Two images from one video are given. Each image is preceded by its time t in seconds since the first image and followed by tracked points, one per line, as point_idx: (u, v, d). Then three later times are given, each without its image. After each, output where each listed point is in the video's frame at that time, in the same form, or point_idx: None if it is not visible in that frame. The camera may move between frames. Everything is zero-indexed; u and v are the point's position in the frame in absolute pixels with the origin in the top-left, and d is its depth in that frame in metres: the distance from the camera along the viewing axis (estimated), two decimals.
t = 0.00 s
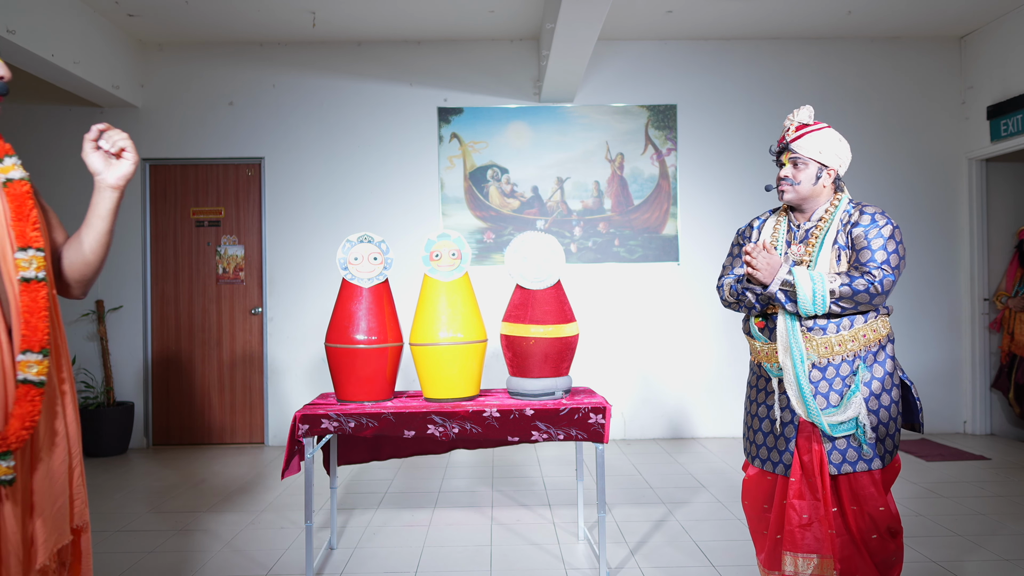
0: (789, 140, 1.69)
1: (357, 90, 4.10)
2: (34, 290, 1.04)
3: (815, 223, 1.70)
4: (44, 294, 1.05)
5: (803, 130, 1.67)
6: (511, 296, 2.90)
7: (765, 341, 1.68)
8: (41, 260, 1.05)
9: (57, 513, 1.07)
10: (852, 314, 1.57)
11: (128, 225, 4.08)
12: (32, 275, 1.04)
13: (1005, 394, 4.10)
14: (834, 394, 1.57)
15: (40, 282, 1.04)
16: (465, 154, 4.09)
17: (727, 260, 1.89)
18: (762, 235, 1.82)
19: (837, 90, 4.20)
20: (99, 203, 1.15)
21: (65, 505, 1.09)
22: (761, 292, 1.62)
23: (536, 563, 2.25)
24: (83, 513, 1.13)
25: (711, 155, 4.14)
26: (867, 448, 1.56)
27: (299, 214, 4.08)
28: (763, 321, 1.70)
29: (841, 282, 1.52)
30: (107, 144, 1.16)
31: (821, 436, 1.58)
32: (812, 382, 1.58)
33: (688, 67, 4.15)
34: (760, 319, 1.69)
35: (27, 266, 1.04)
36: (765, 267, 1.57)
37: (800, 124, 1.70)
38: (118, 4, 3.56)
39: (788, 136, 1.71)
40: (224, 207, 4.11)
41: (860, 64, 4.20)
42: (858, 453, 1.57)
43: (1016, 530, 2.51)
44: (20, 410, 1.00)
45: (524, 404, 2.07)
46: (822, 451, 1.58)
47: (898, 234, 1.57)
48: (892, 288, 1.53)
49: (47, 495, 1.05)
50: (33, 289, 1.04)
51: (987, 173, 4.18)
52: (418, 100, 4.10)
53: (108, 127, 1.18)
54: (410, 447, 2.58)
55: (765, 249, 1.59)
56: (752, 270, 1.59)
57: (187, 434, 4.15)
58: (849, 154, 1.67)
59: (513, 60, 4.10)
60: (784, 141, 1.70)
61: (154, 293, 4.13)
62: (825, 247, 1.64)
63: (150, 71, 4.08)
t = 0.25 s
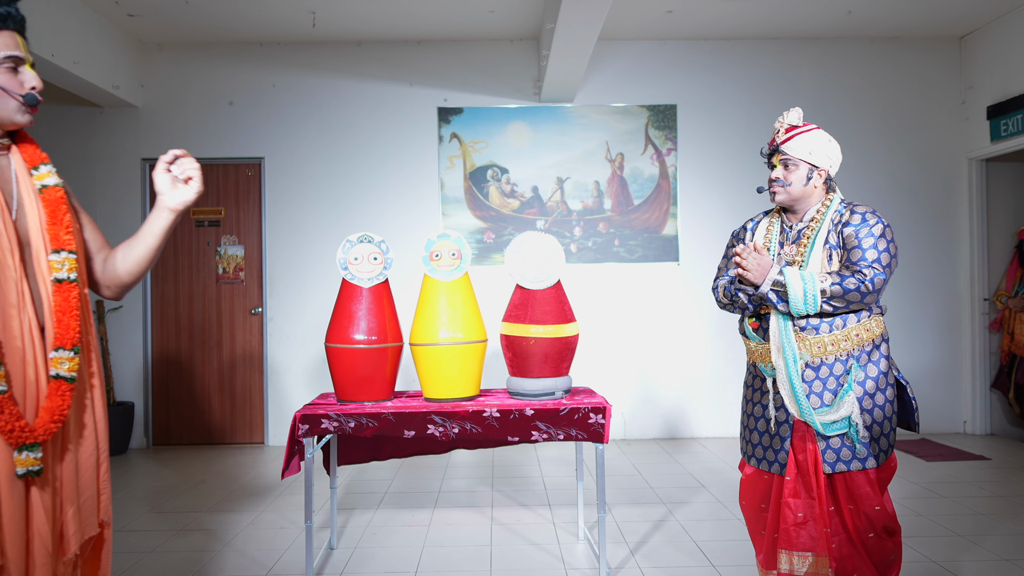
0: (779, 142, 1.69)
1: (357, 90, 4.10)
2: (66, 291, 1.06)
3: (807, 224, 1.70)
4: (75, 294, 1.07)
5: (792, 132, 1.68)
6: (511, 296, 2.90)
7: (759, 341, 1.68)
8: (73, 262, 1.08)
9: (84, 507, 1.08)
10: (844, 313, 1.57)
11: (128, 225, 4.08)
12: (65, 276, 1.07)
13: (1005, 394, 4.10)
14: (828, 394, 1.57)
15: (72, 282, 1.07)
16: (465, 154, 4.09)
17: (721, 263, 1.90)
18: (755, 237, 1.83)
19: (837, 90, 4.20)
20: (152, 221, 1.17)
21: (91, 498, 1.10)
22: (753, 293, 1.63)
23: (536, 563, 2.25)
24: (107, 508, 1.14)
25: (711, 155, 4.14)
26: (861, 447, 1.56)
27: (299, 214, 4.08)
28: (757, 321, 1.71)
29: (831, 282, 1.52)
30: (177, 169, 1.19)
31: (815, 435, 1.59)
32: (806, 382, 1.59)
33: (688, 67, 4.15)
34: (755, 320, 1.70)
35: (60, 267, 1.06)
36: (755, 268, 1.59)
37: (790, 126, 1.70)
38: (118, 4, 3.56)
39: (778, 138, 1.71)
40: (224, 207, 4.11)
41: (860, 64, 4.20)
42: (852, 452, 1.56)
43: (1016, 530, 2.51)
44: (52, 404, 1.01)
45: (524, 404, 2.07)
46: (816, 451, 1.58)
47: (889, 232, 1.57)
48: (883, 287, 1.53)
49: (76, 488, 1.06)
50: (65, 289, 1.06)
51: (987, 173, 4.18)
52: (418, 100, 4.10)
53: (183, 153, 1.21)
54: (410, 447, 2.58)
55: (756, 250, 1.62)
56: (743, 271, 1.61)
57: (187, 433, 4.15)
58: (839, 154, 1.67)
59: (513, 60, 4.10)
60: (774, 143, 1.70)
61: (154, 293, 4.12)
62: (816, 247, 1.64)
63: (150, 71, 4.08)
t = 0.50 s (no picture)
0: (774, 143, 1.70)
1: (357, 90, 4.10)
2: (94, 298, 1.16)
3: (802, 224, 1.70)
4: (102, 301, 1.17)
5: (787, 132, 1.68)
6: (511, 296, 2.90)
7: (756, 341, 1.68)
8: (100, 270, 1.17)
9: (112, 504, 1.16)
10: (839, 312, 1.57)
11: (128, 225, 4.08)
12: (93, 284, 1.16)
13: (1005, 394, 4.10)
14: (823, 393, 1.57)
15: (99, 290, 1.17)
16: (465, 154, 4.09)
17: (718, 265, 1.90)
18: (751, 238, 1.83)
19: (837, 90, 4.20)
20: (168, 214, 1.24)
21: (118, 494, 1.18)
22: (747, 293, 1.63)
23: (536, 563, 2.25)
24: (134, 505, 1.23)
25: (711, 155, 4.14)
26: (857, 446, 1.56)
27: (299, 214, 4.08)
28: (754, 321, 1.70)
29: (825, 281, 1.52)
30: (174, 153, 1.24)
31: (811, 434, 1.58)
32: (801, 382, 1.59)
33: (688, 67, 4.15)
34: (751, 320, 1.70)
35: (87, 275, 1.16)
36: (749, 268, 1.60)
37: (784, 127, 1.71)
38: (118, 4, 3.56)
39: (773, 139, 1.71)
40: (224, 207, 4.11)
41: (860, 64, 4.20)
42: (849, 451, 1.56)
43: (1016, 530, 2.51)
44: (75, 406, 1.09)
45: (524, 404, 2.07)
46: (813, 450, 1.57)
47: (884, 231, 1.57)
48: (878, 286, 1.53)
49: (103, 486, 1.15)
50: (94, 297, 1.16)
51: (987, 173, 4.18)
52: (418, 100, 4.10)
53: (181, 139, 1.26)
54: (411, 448, 2.58)
55: (749, 250, 1.62)
56: (736, 271, 1.62)
57: (187, 433, 4.15)
58: (833, 155, 1.67)
59: (513, 60, 4.10)
60: (769, 144, 1.70)
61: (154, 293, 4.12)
62: (811, 246, 1.64)
63: (150, 71, 4.08)
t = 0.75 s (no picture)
0: (772, 144, 1.70)
1: (357, 90, 4.10)
2: (104, 301, 1.18)
3: (801, 224, 1.70)
4: (112, 304, 1.19)
5: (785, 133, 1.68)
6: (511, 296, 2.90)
7: (755, 342, 1.68)
8: (111, 274, 1.20)
9: (116, 504, 1.16)
10: (838, 312, 1.57)
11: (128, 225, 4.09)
12: (104, 288, 1.18)
13: (1005, 394, 4.10)
14: (822, 393, 1.57)
15: (109, 294, 1.19)
16: (465, 154, 4.09)
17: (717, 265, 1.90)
18: (750, 239, 1.83)
19: (837, 90, 4.20)
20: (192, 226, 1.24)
21: (126, 495, 1.18)
22: (746, 294, 1.63)
23: (536, 563, 2.25)
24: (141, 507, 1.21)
25: (711, 155, 4.14)
26: (856, 447, 1.56)
27: (299, 214, 4.08)
28: (753, 321, 1.69)
29: (823, 282, 1.53)
30: (211, 171, 1.22)
31: (809, 435, 1.58)
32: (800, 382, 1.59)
33: (687, 67, 4.15)
34: (750, 320, 1.69)
35: (98, 279, 1.18)
36: (746, 270, 1.61)
37: (782, 127, 1.71)
38: (118, 4, 3.56)
39: (771, 139, 1.71)
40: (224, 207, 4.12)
41: (860, 64, 4.20)
42: (848, 451, 1.56)
43: (1016, 530, 2.51)
44: (82, 408, 1.11)
45: (524, 404, 2.07)
46: (811, 450, 1.57)
47: (882, 231, 1.57)
48: (876, 286, 1.53)
49: (107, 486, 1.15)
50: (103, 301, 1.18)
51: (987, 173, 4.18)
52: (418, 100, 4.10)
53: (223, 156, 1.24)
54: (410, 447, 2.58)
55: (746, 252, 1.63)
56: (733, 272, 1.63)
57: (187, 433, 4.15)
58: (832, 155, 1.67)
59: (513, 60, 4.10)
60: (767, 145, 1.70)
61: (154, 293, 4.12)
62: (809, 247, 1.64)
63: (150, 71, 4.08)
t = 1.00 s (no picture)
0: (773, 144, 1.70)
1: (357, 90, 4.10)
2: (101, 300, 1.19)
3: (802, 224, 1.70)
4: (108, 303, 1.20)
5: (785, 133, 1.68)
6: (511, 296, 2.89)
7: (756, 342, 1.68)
8: (110, 274, 1.20)
9: (98, 506, 1.17)
10: (839, 313, 1.57)
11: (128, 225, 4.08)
12: (101, 287, 1.19)
13: (1005, 394, 4.10)
14: (823, 394, 1.57)
15: (107, 293, 1.20)
16: (465, 154, 4.09)
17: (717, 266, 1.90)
18: (751, 239, 1.83)
19: (837, 90, 4.20)
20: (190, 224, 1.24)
21: (110, 497, 1.19)
22: (746, 295, 1.63)
23: (536, 563, 2.25)
24: (127, 511, 1.22)
25: (711, 155, 4.14)
26: (857, 447, 1.56)
27: (299, 214, 4.08)
28: (753, 322, 1.70)
29: (824, 282, 1.53)
30: (202, 162, 1.21)
31: (810, 435, 1.58)
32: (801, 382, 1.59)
33: (688, 67, 4.15)
34: (751, 320, 1.69)
35: (97, 278, 1.19)
36: (747, 270, 1.61)
37: (782, 127, 1.71)
38: (118, 4, 3.56)
39: (771, 139, 1.71)
40: (224, 207, 4.11)
41: (860, 64, 4.20)
42: (849, 452, 1.56)
43: (1016, 530, 2.51)
44: (67, 406, 1.13)
45: (525, 404, 2.07)
46: (812, 451, 1.57)
47: (883, 232, 1.56)
48: (877, 287, 1.53)
49: (89, 487, 1.16)
50: (99, 299, 1.19)
51: (987, 173, 4.18)
52: (418, 100, 4.10)
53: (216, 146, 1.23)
54: (410, 447, 2.58)
55: (747, 253, 1.63)
56: (735, 273, 1.63)
57: (187, 433, 4.15)
58: (832, 155, 1.67)
59: (513, 59, 4.10)
60: (768, 145, 1.70)
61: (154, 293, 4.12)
62: (810, 247, 1.64)
63: (150, 71, 4.08)
